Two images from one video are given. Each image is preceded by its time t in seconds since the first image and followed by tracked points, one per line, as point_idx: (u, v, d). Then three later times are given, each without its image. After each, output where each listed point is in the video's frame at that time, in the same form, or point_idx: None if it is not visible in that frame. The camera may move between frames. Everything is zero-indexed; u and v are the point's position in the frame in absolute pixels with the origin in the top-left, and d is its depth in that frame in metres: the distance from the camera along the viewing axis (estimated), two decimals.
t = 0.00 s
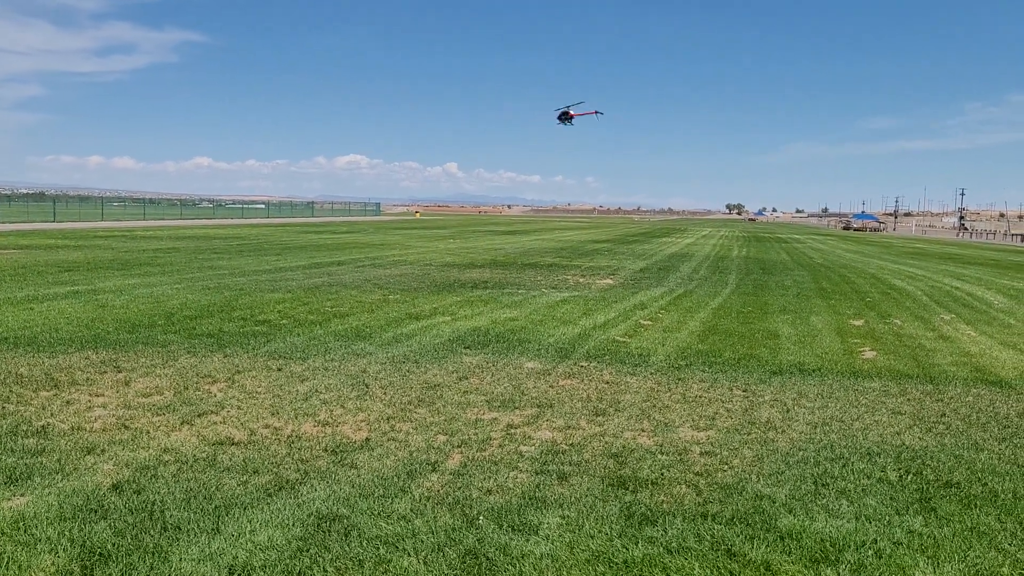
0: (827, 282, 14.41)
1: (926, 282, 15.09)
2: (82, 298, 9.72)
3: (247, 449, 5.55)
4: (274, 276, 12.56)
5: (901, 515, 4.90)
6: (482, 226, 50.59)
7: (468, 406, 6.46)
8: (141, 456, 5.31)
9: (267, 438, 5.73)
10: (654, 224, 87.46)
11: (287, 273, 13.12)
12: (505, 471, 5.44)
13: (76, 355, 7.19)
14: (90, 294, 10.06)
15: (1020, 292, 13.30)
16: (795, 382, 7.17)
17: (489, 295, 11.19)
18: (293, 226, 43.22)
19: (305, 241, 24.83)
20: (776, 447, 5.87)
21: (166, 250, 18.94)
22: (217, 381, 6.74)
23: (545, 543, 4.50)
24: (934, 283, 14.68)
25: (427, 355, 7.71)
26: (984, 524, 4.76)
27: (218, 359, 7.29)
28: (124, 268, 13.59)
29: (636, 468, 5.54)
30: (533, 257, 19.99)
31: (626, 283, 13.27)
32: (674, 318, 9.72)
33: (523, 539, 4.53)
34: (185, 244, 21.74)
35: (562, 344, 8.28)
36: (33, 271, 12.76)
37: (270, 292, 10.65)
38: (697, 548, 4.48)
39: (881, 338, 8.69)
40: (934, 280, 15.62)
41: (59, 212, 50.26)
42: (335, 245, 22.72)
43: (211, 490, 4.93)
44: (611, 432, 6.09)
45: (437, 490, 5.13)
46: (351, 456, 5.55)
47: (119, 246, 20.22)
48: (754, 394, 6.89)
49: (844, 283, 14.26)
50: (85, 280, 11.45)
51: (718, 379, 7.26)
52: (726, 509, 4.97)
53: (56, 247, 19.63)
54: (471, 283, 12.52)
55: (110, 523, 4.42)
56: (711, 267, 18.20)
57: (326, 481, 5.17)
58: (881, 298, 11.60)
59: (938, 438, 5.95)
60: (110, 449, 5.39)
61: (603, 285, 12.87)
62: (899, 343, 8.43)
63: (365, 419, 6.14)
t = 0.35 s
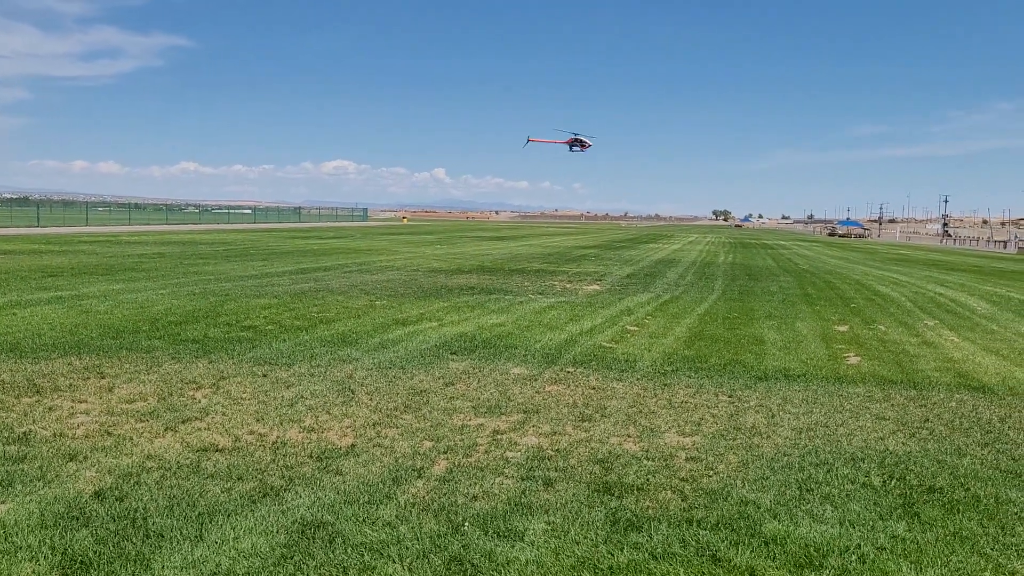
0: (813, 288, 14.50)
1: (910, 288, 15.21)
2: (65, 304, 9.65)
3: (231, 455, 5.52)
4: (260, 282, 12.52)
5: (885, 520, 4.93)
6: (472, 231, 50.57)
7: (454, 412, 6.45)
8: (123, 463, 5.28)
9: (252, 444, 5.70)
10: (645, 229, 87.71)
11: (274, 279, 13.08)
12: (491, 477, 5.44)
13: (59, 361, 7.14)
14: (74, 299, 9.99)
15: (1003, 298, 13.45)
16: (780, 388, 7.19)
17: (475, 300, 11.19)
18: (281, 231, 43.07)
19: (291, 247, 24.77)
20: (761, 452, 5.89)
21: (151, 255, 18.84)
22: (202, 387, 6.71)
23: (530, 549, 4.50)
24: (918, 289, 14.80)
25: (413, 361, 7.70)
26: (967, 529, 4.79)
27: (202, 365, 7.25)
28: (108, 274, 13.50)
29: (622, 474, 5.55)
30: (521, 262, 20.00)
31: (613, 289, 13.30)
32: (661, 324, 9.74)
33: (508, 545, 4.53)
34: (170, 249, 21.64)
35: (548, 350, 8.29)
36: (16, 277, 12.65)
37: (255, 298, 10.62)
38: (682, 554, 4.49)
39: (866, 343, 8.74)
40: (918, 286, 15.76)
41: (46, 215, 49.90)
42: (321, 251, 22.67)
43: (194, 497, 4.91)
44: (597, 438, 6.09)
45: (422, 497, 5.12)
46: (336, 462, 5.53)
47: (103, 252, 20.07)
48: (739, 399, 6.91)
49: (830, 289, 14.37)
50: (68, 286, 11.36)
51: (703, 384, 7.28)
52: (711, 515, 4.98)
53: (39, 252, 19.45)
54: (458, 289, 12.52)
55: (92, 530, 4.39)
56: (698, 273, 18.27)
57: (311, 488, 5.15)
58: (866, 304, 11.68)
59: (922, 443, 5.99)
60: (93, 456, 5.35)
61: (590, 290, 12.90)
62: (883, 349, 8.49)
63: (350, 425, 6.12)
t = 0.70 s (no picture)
0: (804, 291, 14.55)
1: (900, 291, 15.26)
2: (54, 307, 9.59)
3: (221, 459, 5.50)
4: (250, 285, 12.47)
5: (875, 524, 4.94)
6: (466, 234, 50.55)
7: (446, 416, 6.43)
8: (113, 467, 5.25)
9: (242, 448, 5.68)
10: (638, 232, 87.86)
11: (264, 282, 13.04)
12: (482, 480, 5.43)
13: (48, 364, 7.10)
14: (63, 302, 9.94)
15: (991, 302, 13.53)
16: (771, 391, 7.21)
17: (467, 304, 11.18)
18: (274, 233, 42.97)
19: (281, 250, 24.71)
20: (752, 456, 5.90)
21: (140, 258, 18.75)
22: (192, 390, 6.68)
23: (521, 553, 4.49)
24: (908, 293, 14.86)
25: (405, 364, 7.68)
26: (956, 532, 4.81)
27: (192, 368, 7.22)
28: (97, 276, 13.43)
29: (613, 478, 5.55)
30: (513, 265, 20.00)
31: (605, 292, 13.31)
32: (652, 327, 9.76)
33: (499, 549, 4.52)
34: (160, 252, 21.53)
35: (540, 353, 8.29)
36: (4, 279, 12.57)
37: (246, 301, 10.58)
38: (673, 558, 4.49)
39: (856, 347, 8.77)
40: (908, 290, 15.83)
41: (36, 217, 49.63)
42: (312, 254, 22.62)
43: (184, 501, 4.88)
44: (588, 441, 6.09)
45: (413, 501, 5.11)
46: (327, 466, 5.52)
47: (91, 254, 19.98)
48: (730, 403, 6.92)
49: (820, 293, 14.42)
50: (57, 288, 11.30)
51: (695, 388, 7.29)
52: (702, 519, 4.99)
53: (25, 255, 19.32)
54: (449, 292, 12.51)
55: (80, 535, 4.36)
56: (690, 277, 18.30)
57: (302, 492, 5.13)
58: (856, 308, 11.73)
59: (911, 447, 6.01)
60: (81, 460, 5.32)
61: (581, 294, 12.91)
62: (873, 352, 8.51)
63: (341, 428, 6.11)
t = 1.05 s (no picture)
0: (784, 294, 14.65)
1: (879, 295, 15.42)
2: (29, 310, 9.47)
3: (200, 463, 5.46)
4: (230, 288, 12.40)
5: (853, 525, 4.98)
6: (451, 238, 50.49)
7: (426, 419, 6.42)
8: (89, 472, 5.20)
9: (221, 452, 5.64)
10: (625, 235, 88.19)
11: (244, 285, 12.96)
12: (463, 484, 5.43)
13: (23, 368, 7.02)
14: (39, 305, 9.82)
15: (967, 305, 13.70)
16: (751, 393, 7.25)
17: (448, 307, 11.17)
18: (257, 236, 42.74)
19: (262, 253, 24.59)
20: (732, 458, 5.93)
21: (118, 261, 18.57)
22: (170, 394, 6.63)
23: (502, 556, 4.49)
24: (886, 296, 15.02)
25: (385, 368, 7.66)
26: (933, 533, 4.86)
27: (171, 372, 7.17)
28: (75, 279, 13.27)
29: (594, 480, 5.56)
30: (495, 269, 20.00)
31: (587, 295, 13.35)
32: (633, 330, 9.79)
33: (480, 552, 4.52)
34: (138, 255, 21.35)
35: (521, 356, 8.29)
36: None
37: (225, 304, 10.52)
38: (653, 560, 4.50)
39: (835, 349, 8.84)
40: (887, 293, 15.99)
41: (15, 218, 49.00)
42: (294, 257, 22.51)
43: (162, 506, 4.84)
44: (569, 444, 6.10)
45: (393, 504, 5.09)
46: (307, 469, 5.49)
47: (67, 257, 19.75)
48: (710, 405, 6.96)
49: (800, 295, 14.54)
50: (34, 291, 11.16)
51: (675, 390, 7.31)
52: (682, 521, 5.01)
53: None
54: (431, 295, 12.49)
55: (56, 540, 4.32)
56: (672, 280, 18.39)
57: (281, 496, 5.11)
58: (835, 311, 11.82)
59: (889, 448, 6.06)
60: (57, 464, 5.26)
61: (563, 297, 12.94)
62: (851, 355, 8.59)
63: (321, 432, 6.08)
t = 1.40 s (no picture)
0: (768, 295, 14.72)
1: (862, 295, 15.54)
2: (10, 311, 9.40)
3: (182, 465, 5.44)
4: (214, 289, 12.34)
5: (835, 524, 5.02)
6: (437, 240, 50.43)
7: (411, 420, 6.41)
8: (70, 474, 5.16)
9: (203, 453, 5.62)
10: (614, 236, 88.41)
11: (228, 286, 12.89)
12: (447, 484, 5.43)
13: (3, 370, 6.96)
14: (20, 306, 9.74)
15: (949, 306, 13.82)
16: (734, 394, 7.28)
17: (433, 308, 11.15)
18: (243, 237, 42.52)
19: (245, 254, 24.45)
20: (715, 458, 5.96)
21: (99, 262, 18.42)
22: (153, 395, 6.60)
23: (485, 556, 4.49)
24: (869, 297, 15.11)
25: (370, 369, 7.64)
26: (914, 531, 4.90)
27: (154, 373, 7.13)
28: (56, 280, 13.16)
29: (578, 481, 5.57)
30: (481, 270, 19.98)
31: (572, 296, 13.37)
32: (617, 331, 9.81)
33: (464, 553, 4.52)
34: (119, 256, 21.19)
35: (506, 357, 8.29)
36: None
37: (208, 305, 10.47)
38: (636, 559, 4.52)
39: (818, 350, 8.89)
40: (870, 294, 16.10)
41: None
42: (279, 258, 22.42)
43: (144, 508, 4.81)
44: (554, 444, 6.10)
45: (377, 505, 5.08)
46: (290, 471, 5.48)
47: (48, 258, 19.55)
48: (694, 405, 6.98)
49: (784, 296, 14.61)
50: (14, 293, 11.06)
51: (660, 391, 7.34)
52: (665, 520, 5.03)
53: None
54: (416, 296, 12.47)
55: (35, 543, 4.28)
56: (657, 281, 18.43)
57: (265, 497, 5.09)
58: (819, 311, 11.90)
59: (871, 448, 6.11)
60: (38, 466, 5.22)
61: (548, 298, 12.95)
62: (834, 355, 8.64)
63: (305, 433, 6.06)
